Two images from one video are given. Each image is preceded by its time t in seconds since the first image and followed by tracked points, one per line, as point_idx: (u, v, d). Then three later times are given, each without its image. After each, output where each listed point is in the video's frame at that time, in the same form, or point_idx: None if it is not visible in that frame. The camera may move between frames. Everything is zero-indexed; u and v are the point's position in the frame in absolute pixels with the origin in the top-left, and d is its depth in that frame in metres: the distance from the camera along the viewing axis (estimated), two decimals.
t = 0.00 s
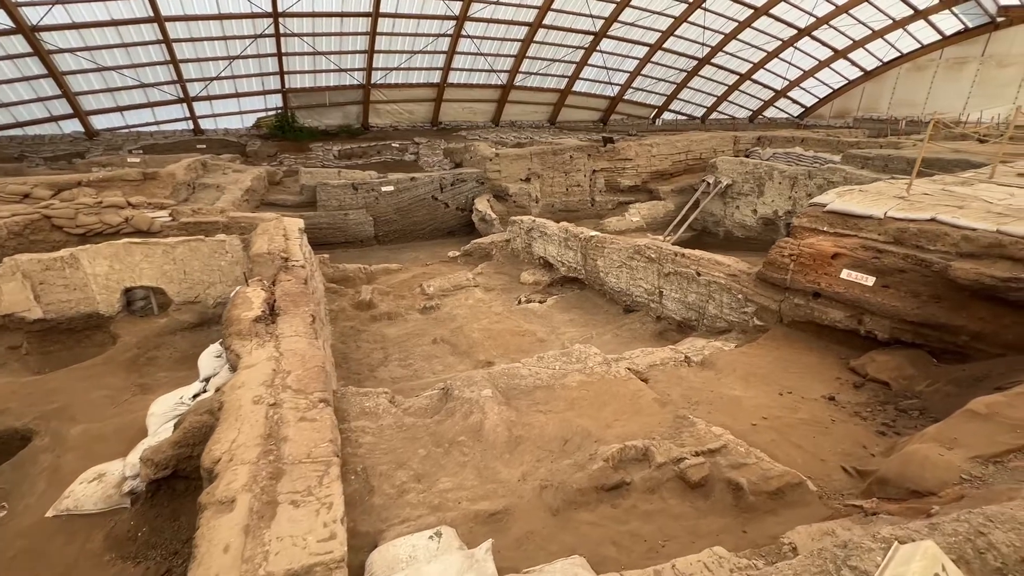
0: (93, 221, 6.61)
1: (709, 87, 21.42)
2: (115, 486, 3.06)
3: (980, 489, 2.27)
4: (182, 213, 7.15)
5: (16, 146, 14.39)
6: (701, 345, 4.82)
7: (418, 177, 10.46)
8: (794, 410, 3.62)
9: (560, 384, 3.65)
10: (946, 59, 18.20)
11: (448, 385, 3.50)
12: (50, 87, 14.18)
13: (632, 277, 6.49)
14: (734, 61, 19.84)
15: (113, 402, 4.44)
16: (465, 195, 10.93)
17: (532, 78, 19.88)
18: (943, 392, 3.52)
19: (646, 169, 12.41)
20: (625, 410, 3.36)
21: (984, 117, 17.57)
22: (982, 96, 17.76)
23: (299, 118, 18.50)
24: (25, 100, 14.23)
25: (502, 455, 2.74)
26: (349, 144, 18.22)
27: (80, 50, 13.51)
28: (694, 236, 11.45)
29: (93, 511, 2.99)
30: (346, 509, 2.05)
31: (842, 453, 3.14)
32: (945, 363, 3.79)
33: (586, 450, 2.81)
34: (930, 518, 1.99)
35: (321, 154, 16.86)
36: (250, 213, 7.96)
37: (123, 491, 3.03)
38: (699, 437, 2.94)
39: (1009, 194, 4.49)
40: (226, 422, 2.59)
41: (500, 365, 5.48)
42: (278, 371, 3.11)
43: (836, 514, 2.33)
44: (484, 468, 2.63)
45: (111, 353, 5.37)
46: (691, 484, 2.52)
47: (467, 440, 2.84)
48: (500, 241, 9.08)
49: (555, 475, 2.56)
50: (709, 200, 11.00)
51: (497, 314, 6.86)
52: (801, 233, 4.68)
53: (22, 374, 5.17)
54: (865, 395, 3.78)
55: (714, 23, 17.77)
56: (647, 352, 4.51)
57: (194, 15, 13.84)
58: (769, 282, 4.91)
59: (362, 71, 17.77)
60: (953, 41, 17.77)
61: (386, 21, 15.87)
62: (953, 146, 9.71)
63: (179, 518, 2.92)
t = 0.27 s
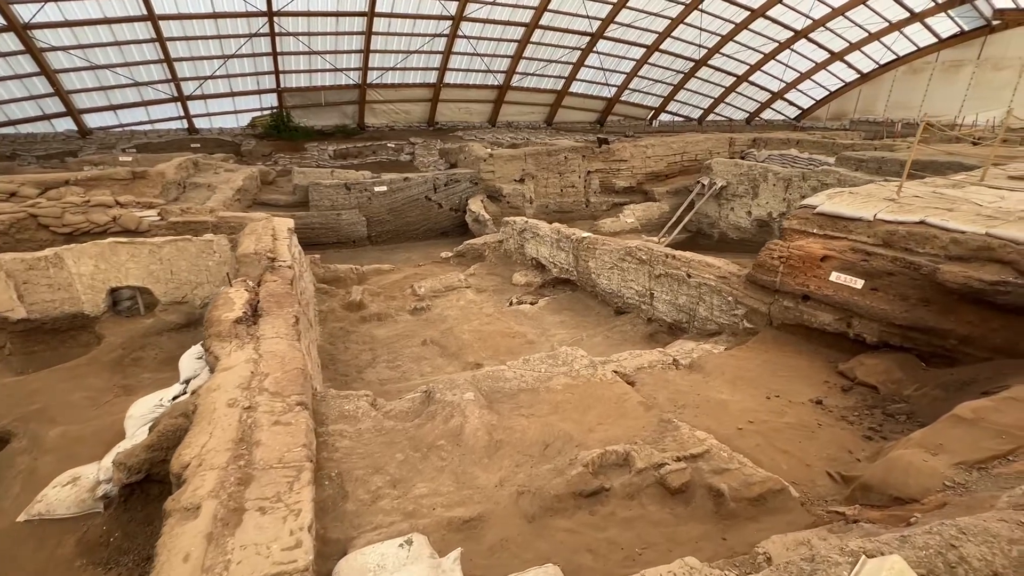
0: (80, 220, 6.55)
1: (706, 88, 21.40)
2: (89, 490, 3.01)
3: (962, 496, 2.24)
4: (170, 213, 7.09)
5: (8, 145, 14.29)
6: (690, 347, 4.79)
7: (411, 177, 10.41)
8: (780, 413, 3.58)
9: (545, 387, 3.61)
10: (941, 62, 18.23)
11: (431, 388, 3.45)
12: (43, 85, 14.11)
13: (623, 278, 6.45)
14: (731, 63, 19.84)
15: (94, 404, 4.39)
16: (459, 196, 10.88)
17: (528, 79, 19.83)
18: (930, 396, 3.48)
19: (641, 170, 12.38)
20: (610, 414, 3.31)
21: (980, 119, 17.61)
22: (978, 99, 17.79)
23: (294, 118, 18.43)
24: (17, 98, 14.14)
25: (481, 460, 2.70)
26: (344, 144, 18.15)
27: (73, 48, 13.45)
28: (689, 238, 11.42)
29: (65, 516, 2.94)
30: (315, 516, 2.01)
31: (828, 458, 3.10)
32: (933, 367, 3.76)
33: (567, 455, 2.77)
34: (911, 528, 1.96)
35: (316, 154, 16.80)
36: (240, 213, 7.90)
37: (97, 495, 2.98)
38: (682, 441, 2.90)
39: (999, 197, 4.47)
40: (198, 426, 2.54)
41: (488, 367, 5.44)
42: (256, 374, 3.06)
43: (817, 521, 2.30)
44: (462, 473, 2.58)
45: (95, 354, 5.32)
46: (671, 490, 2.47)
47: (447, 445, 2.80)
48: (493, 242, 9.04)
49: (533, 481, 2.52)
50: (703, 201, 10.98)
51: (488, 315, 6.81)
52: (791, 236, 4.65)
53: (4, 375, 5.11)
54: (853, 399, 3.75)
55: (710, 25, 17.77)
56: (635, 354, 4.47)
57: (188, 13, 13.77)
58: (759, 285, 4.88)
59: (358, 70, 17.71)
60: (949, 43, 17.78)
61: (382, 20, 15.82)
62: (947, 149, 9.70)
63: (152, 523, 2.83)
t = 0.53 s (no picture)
0: (68, 221, 6.52)
1: (703, 91, 21.39)
2: (63, 496, 2.97)
3: (941, 508, 2.21)
4: (160, 214, 7.06)
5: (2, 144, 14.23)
6: (678, 352, 4.76)
7: (405, 179, 10.37)
8: (765, 420, 3.55)
9: (527, 393, 3.57)
10: (938, 67, 18.24)
11: (412, 393, 3.42)
12: (38, 84, 14.06)
13: (614, 282, 6.42)
14: (728, 66, 19.83)
15: (76, 407, 4.35)
16: (453, 198, 10.86)
17: (526, 81, 19.81)
18: (916, 404, 3.46)
19: (636, 173, 12.35)
20: (592, 420, 3.28)
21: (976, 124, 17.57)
22: (974, 104, 17.77)
23: (290, 119, 18.40)
24: (12, 98, 14.10)
25: (457, 467, 2.66)
26: (341, 145, 18.11)
27: (68, 47, 13.41)
28: (683, 241, 11.40)
29: (37, 523, 2.90)
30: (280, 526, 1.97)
31: (811, 467, 3.07)
32: (919, 374, 3.74)
33: (545, 463, 2.73)
34: (885, 540, 1.93)
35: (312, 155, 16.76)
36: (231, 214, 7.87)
37: (70, 502, 2.94)
38: (662, 449, 2.86)
39: (988, 203, 4.46)
40: (169, 432, 2.50)
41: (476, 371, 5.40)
42: (233, 378, 3.03)
43: (794, 533, 2.27)
44: (436, 482, 2.54)
45: (79, 356, 5.28)
46: (648, 500, 2.44)
47: (423, 452, 2.77)
48: (486, 244, 9.02)
49: (508, 489, 2.49)
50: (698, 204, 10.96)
51: (478, 319, 6.77)
52: (779, 241, 4.63)
53: None
54: (839, 406, 3.72)
55: (708, 28, 17.78)
56: (621, 359, 4.44)
57: (184, 14, 13.75)
58: (748, 289, 4.85)
59: (355, 72, 17.68)
60: (946, 48, 17.79)
61: (379, 22, 15.79)
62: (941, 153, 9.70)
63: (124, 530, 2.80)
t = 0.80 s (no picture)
0: (59, 222, 6.52)
1: (701, 95, 21.39)
2: (42, 500, 2.94)
3: (919, 517, 2.19)
4: (153, 215, 7.05)
5: None
6: (667, 357, 4.74)
7: (400, 181, 10.36)
8: (751, 426, 3.53)
9: (513, 397, 3.56)
10: (935, 71, 18.26)
11: (396, 398, 3.40)
12: (35, 85, 14.06)
13: (606, 285, 6.41)
14: (726, 70, 19.85)
15: (61, 411, 4.33)
16: (448, 200, 10.85)
17: (524, 84, 19.81)
18: (902, 410, 3.45)
19: (632, 176, 12.35)
20: (576, 426, 3.26)
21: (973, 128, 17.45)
22: (972, 108, 17.74)
23: (288, 120, 18.39)
24: (9, 98, 14.09)
25: (436, 473, 2.65)
26: (338, 146, 18.09)
27: (66, 48, 13.42)
28: (679, 244, 11.39)
29: (17, 527, 2.88)
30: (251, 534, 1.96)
31: (795, 473, 3.05)
32: (906, 380, 3.72)
33: (526, 469, 2.71)
34: (860, 550, 1.92)
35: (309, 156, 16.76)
36: (224, 216, 7.85)
37: (49, 506, 2.92)
38: (644, 455, 2.85)
39: (977, 208, 4.45)
40: (146, 437, 2.48)
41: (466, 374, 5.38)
42: (214, 382, 3.01)
43: (772, 542, 2.25)
44: (415, 488, 2.53)
45: (67, 358, 5.27)
46: (627, 507, 2.42)
47: (404, 457, 2.75)
48: (481, 247, 9.00)
49: (487, 496, 2.47)
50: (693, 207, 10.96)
51: (470, 322, 6.75)
52: (769, 245, 4.61)
53: None
54: (826, 412, 3.70)
55: (706, 31, 17.81)
56: (610, 363, 4.43)
57: (182, 15, 13.76)
58: (737, 294, 4.84)
59: (352, 73, 17.69)
60: (943, 53, 17.81)
61: (377, 24, 15.80)
62: (936, 158, 9.71)
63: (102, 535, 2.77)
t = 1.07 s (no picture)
0: (51, 223, 6.51)
1: (700, 98, 21.38)
2: (21, 505, 2.84)
3: (903, 525, 2.17)
4: (147, 216, 7.02)
5: None
6: (659, 361, 4.72)
7: (396, 184, 10.35)
8: (740, 432, 3.51)
9: (500, 402, 3.53)
10: (934, 75, 18.26)
11: (382, 402, 3.37)
12: (32, 86, 14.05)
13: (600, 289, 6.39)
14: (724, 73, 19.85)
15: (48, 414, 4.31)
16: (444, 202, 10.84)
17: (523, 86, 19.80)
18: (891, 416, 3.43)
19: (629, 179, 12.34)
20: (564, 430, 3.23)
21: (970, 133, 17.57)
22: (969, 113, 17.85)
23: (286, 122, 18.39)
24: (6, 99, 14.07)
25: (418, 478, 2.62)
26: (336, 148, 18.08)
27: (64, 49, 13.42)
28: (676, 247, 11.38)
29: None
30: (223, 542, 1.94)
31: (783, 480, 3.03)
32: (897, 386, 3.70)
33: (509, 475, 2.69)
34: (840, 561, 1.90)
35: (307, 158, 16.75)
36: (218, 217, 7.83)
37: (29, 510, 2.83)
38: (630, 461, 2.82)
39: (970, 213, 4.44)
40: (124, 442, 2.46)
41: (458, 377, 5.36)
42: (197, 386, 2.98)
43: (755, 551, 2.23)
44: (396, 494, 2.50)
45: (56, 360, 5.24)
46: (610, 515, 2.40)
47: (386, 462, 2.72)
48: (476, 249, 8.99)
49: (468, 502, 2.44)
50: (690, 211, 10.95)
51: (463, 325, 6.72)
52: (761, 249, 4.60)
53: None
54: (816, 417, 3.68)
55: (704, 35, 17.83)
56: (600, 368, 4.40)
57: (180, 16, 13.77)
58: (729, 298, 4.82)
59: (351, 76, 17.69)
60: (941, 57, 17.82)
61: (375, 26, 15.81)
62: (932, 162, 9.70)
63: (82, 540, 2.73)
